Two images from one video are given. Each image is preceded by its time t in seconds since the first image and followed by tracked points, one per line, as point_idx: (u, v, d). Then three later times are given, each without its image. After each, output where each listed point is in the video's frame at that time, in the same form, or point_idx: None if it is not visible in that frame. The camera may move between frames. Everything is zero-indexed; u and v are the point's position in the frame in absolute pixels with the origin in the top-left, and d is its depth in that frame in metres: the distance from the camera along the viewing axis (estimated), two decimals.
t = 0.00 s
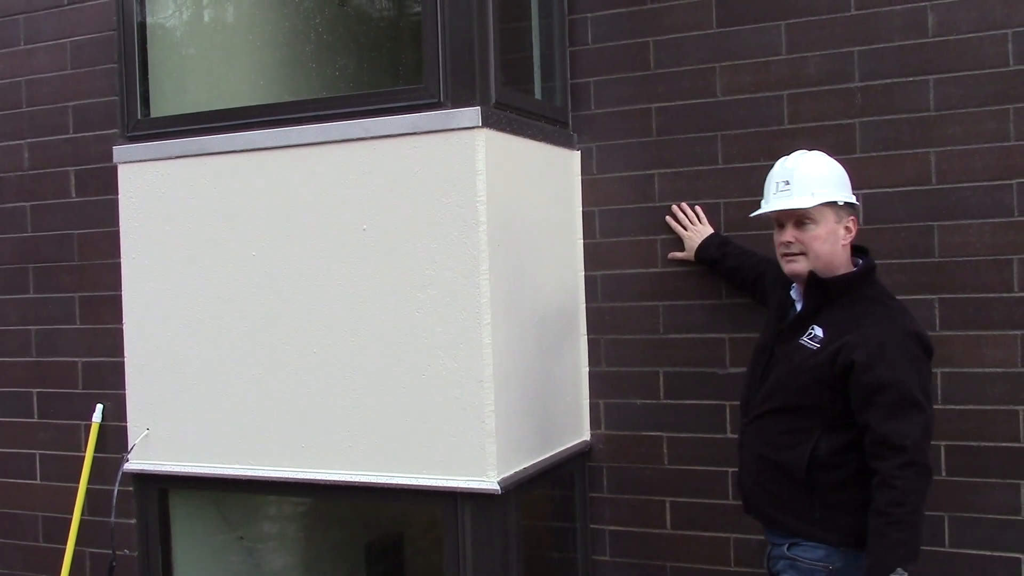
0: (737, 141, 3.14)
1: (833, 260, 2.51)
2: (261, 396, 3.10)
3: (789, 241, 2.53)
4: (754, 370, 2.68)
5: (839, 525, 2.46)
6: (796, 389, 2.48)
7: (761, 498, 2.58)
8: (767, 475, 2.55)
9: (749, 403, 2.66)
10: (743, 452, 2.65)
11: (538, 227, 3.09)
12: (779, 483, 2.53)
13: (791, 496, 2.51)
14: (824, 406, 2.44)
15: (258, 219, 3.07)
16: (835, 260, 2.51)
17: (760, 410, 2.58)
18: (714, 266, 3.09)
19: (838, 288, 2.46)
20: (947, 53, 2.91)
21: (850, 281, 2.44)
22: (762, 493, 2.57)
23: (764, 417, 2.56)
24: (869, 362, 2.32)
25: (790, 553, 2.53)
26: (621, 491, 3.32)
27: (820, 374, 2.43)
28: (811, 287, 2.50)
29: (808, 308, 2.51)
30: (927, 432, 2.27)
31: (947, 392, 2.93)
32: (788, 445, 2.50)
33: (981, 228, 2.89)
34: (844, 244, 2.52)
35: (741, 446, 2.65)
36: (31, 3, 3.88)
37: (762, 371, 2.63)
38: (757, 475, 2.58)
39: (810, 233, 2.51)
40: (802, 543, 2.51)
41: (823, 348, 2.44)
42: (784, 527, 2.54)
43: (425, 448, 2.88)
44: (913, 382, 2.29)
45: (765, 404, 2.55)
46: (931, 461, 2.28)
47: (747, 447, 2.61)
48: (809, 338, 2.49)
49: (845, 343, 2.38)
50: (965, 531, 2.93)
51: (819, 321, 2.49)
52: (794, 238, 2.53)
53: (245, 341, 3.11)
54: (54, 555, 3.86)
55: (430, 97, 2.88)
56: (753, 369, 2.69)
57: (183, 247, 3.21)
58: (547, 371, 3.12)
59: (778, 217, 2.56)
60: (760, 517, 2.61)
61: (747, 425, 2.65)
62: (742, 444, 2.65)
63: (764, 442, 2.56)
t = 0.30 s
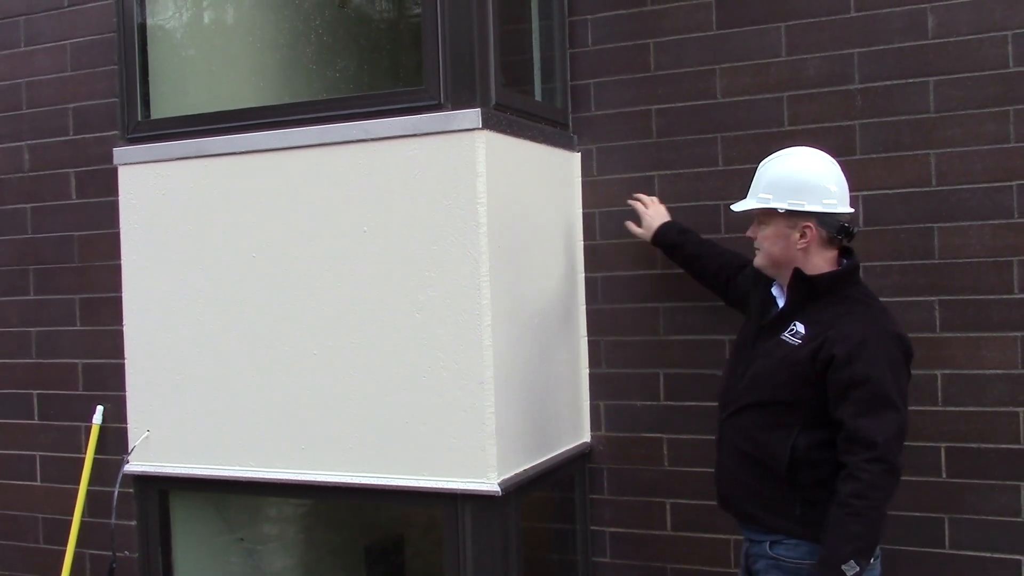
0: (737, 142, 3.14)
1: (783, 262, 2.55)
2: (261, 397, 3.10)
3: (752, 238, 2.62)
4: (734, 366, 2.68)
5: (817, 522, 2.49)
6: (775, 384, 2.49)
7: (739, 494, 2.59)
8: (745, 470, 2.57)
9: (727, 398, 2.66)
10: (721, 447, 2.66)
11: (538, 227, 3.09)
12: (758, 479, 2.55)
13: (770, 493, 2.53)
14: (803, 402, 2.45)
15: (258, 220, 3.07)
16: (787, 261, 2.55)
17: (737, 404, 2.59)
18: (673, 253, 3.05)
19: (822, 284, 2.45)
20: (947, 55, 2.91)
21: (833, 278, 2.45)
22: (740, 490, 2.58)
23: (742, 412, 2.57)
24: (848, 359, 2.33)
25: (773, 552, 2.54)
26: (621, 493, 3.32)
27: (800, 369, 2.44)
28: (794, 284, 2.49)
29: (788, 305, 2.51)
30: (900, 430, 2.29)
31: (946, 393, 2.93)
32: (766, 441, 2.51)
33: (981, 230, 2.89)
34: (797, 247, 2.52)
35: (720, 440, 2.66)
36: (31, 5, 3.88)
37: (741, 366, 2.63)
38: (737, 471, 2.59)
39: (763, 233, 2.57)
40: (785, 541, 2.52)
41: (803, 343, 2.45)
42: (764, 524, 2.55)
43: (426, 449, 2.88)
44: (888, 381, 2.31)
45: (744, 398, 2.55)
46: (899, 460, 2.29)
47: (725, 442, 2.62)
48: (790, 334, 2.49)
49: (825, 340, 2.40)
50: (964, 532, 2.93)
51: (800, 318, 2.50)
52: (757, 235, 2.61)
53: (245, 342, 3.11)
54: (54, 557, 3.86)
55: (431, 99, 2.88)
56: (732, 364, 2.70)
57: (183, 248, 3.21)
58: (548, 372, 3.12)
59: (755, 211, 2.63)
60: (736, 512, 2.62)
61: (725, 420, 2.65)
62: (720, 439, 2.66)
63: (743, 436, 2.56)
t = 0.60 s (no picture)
0: (739, 147, 3.14)
1: (771, 263, 2.67)
2: (264, 402, 3.11)
3: (750, 236, 2.73)
4: (721, 369, 2.74)
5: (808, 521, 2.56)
6: (770, 387, 2.56)
7: (729, 496, 2.65)
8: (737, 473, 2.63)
9: (714, 400, 2.72)
10: (709, 449, 2.71)
11: (541, 233, 3.10)
12: (749, 481, 2.61)
13: (762, 495, 2.59)
14: (799, 405, 2.54)
15: (261, 226, 3.08)
16: (775, 263, 2.67)
17: (729, 407, 2.65)
18: (631, 270, 3.08)
19: (815, 289, 2.56)
20: (948, 60, 2.92)
21: (825, 283, 2.56)
22: (730, 491, 2.64)
23: (736, 415, 2.63)
24: (847, 364, 2.43)
25: (762, 552, 2.61)
26: (624, 498, 3.32)
27: (796, 374, 2.52)
28: (788, 289, 2.58)
29: (781, 309, 2.59)
30: (895, 433, 2.41)
31: (949, 398, 2.94)
32: (760, 443, 2.58)
33: (983, 235, 2.89)
34: (785, 251, 2.63)
35: (706, 442, 2.71)
36: (35, 10, 3.89)
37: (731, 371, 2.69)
38: (727, 472, 2.65)
39: (758, 232, 2.69)
40: (774, 541, 2.59)
41: (799, 348, 2.54)
42: (753, 525, 2.61)
43: (429, 454, 2.88)
44: (884, 384, 2.42)
45: (737, 401, 2.61)
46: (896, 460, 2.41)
47: (715, 445, 2.68)
48: (783, 339, 2.57)
49: (823, 345, 2.49)
50: (967, 537, 2.93)
51: (793, 322, 2.58)
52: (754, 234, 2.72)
53: (249, 347, 3.12)
54: (57, 561, 3.87)
55: (433, 105, 2.89)
56: (718, 368, 2.75)
57: (186, 253, 3.22)
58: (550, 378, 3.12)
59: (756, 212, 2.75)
60: (725, 513, 2.68)
61: (713, 423, 2.70)
62: (708, 442, 2.71)
63: (735, 438, 2.63)
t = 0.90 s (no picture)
0: (742, 155, 3.15)
1: (759, 270, 2.73)
2: (267, 410, 3.11)
3: (738, 242, 2.80)
4: (717, 375, 2.79)
5: (813, 521, 2.62)
6: (769, 391, 2.62)
7: (733, 500, 2.70)
8: (740, 477, 2.68)
9: (711, 407, 2.77)
10: (707, 454, 2.76)
11: (544, 241, 3.10)
12: (753, 484, 2.66)
13: (766, 496, 2.65)
14: (797, 406, 2.60)
15: (265, 234, 3.09)
16: (763, 270, 2.73)
17: (728, 413, 2.70)
18: (621, 262, 3.15)
19: (805, 292, 2.64)
20: (952, 69, 2.92)
21: (815, 286, 2.64)
22: (734, 495, 2.69)
23: (735, 421, 2.68)
24: (844, 363, 2.52)
25: (767, 555, 2.66)
26: (628, 506, 3.32)
27: (794, 376, 2.59)
28: (778, 293, 2.66)
29: (772, 313, 2.67)
30: (894, 427, 2.51)
31: (953, 407, 2.93)
32: (761, 446, 2.63)
33: (986, 243, 2.89)
34: (773, 257, 2.70)
35: (706, 448, 2.76)
36: (41, 19, 3.91)
37: (727, 376, 2.75)
38: (729, 477, 2.70)
39: (746, 238, 2.75)
40: (779, 543, 2.64)
41: (794, 350, 2.61)
42: (758, 528, 2.66)
43: (432, 461, 2.88)
44: (880, 381, 2.52)
45: (737, 407, 2.67)
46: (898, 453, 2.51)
47: (716, 451, 2.73)
48: (776, 343, 2.64)
49: (818, 346, 2.56)
50: (972, 546, 2.92)
51: (785, 326, 2.65)
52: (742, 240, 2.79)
53: (251, 355, 3.12)
54: (61, 569, 3.87)
55: (437, 113, 2.90)
56: (713, 374, 2.81)
57: (190, 261, 3.23)
58: (553, 386, 3.12)
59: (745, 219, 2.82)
60: (729, 518, 2.72)
61: (711, 429, 2.75)
62: (707, 448, 2.76)
63: (735, 442, 2.68)
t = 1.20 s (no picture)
0: (745, 165, 3.15)
1: (757, 279, 2.73)
2: (271, 420, 3.11)
3: (737, 250, 2.80)
4: (717, 383, 2.79)
5: (816, 524, 2.62)
6: (768, 396, 2.62)
7: (735, 505, 2.69)
8: (742, 483, 2.68)
9: (712, 414, 2.77)
10: (709, 461, 2.76)
11: (548, 252, 3.10)
12: (756, 489, 2.66)
13: (769, 501, 2.65)
14: (797, 411, 2.61)
15: (269, 245, 3.09)
16: (762, 279, 2.73)
17: (728, 420, 2.70)
18: (621, 267, 3.17)
19: (804, 299, 2.64)
20: (954, 79, 2.92)
21: (811, 295, 2.64)
22: (737, 501, 2.69)
23: (736, 427, 2.68)
24: (842, 367, 2.53)
25: (772, 560, 2.66)
26: (631, 516, 3.32)
27: (793, 381, 2.59)
28: (777, 300, 2.66)
29: (771, 320, 2.67)
30: (893, 429, 2.53)
31: (957, 416, 2.93)
32: (763, 452, 2.63)
33: (990, 253, 2.89)
34: (773, 267, 2.70)
35: (708, 456, 2.76)
36: (46, 31, 3.92)
37: (727, 383, 2.75)
38: (731, 483, 2.70)
39: (746, 246, 2.75)
40: (784, 548, 2.64)
41: (793, 356, 2.61)
42: (762, 533, 2.66)
43: (436, 472, 2.88)
44: (878, 384, 2.53)
45: (737, 413, 2.67)
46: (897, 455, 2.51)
47: (718, 458, 2.72)
48: (775, 349, 2.65)
49: (816, 351, 2.57)
50: (976, 557, 2.92)
51: (784, 333, 2.65)
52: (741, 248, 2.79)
53: (255, 365, 3.13)
54: None
55: (440, 124, 2.90)
56: (713, 382, 2.81)
57: (194, 271, 3.23)
58: (557, 396, 3.12)
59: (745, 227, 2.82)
60: (732, 524, 2.72)
61: (713, 436, 2.75)
62: (709, 455, 2.76)
63: (736, 448, 2.68)
